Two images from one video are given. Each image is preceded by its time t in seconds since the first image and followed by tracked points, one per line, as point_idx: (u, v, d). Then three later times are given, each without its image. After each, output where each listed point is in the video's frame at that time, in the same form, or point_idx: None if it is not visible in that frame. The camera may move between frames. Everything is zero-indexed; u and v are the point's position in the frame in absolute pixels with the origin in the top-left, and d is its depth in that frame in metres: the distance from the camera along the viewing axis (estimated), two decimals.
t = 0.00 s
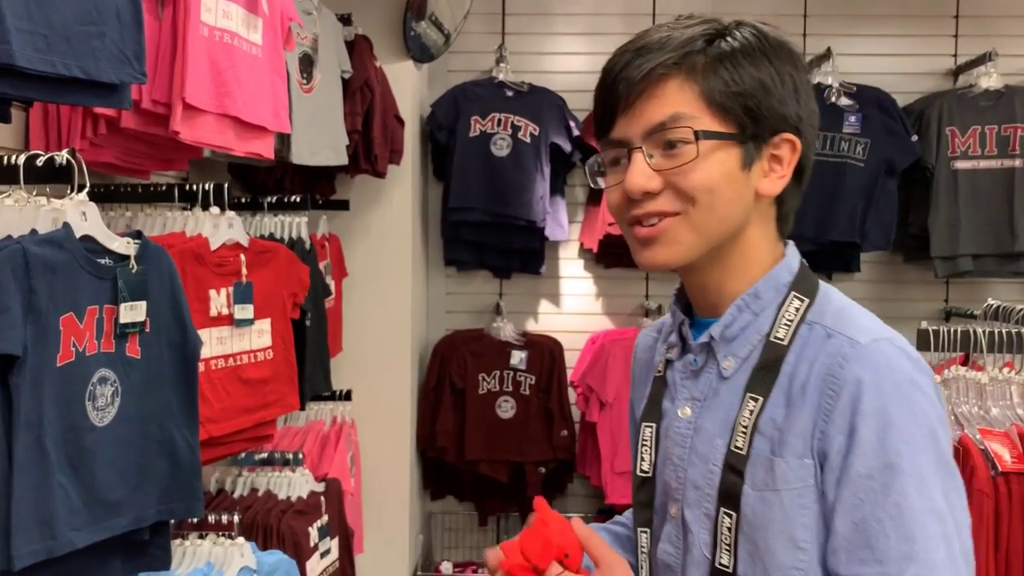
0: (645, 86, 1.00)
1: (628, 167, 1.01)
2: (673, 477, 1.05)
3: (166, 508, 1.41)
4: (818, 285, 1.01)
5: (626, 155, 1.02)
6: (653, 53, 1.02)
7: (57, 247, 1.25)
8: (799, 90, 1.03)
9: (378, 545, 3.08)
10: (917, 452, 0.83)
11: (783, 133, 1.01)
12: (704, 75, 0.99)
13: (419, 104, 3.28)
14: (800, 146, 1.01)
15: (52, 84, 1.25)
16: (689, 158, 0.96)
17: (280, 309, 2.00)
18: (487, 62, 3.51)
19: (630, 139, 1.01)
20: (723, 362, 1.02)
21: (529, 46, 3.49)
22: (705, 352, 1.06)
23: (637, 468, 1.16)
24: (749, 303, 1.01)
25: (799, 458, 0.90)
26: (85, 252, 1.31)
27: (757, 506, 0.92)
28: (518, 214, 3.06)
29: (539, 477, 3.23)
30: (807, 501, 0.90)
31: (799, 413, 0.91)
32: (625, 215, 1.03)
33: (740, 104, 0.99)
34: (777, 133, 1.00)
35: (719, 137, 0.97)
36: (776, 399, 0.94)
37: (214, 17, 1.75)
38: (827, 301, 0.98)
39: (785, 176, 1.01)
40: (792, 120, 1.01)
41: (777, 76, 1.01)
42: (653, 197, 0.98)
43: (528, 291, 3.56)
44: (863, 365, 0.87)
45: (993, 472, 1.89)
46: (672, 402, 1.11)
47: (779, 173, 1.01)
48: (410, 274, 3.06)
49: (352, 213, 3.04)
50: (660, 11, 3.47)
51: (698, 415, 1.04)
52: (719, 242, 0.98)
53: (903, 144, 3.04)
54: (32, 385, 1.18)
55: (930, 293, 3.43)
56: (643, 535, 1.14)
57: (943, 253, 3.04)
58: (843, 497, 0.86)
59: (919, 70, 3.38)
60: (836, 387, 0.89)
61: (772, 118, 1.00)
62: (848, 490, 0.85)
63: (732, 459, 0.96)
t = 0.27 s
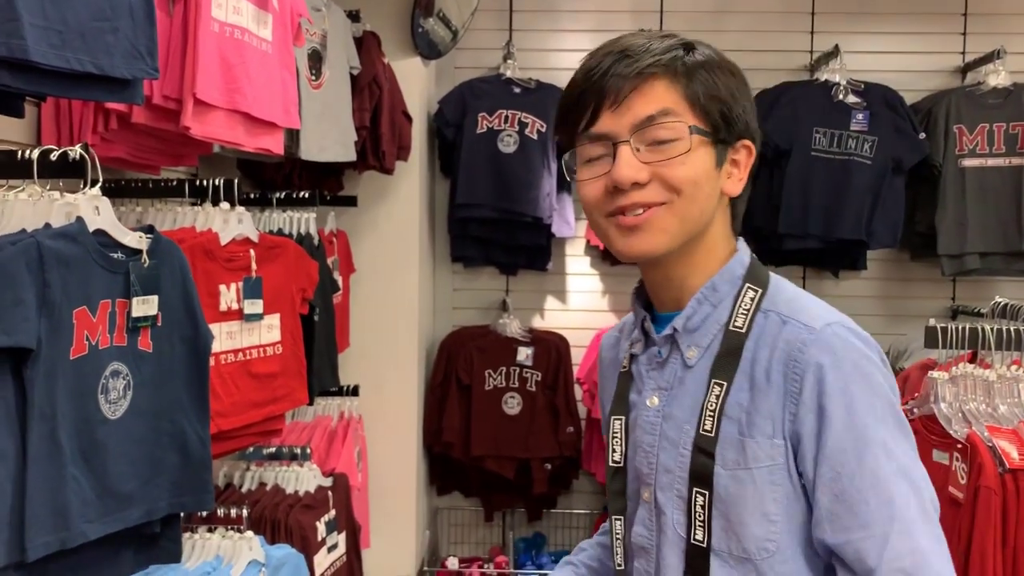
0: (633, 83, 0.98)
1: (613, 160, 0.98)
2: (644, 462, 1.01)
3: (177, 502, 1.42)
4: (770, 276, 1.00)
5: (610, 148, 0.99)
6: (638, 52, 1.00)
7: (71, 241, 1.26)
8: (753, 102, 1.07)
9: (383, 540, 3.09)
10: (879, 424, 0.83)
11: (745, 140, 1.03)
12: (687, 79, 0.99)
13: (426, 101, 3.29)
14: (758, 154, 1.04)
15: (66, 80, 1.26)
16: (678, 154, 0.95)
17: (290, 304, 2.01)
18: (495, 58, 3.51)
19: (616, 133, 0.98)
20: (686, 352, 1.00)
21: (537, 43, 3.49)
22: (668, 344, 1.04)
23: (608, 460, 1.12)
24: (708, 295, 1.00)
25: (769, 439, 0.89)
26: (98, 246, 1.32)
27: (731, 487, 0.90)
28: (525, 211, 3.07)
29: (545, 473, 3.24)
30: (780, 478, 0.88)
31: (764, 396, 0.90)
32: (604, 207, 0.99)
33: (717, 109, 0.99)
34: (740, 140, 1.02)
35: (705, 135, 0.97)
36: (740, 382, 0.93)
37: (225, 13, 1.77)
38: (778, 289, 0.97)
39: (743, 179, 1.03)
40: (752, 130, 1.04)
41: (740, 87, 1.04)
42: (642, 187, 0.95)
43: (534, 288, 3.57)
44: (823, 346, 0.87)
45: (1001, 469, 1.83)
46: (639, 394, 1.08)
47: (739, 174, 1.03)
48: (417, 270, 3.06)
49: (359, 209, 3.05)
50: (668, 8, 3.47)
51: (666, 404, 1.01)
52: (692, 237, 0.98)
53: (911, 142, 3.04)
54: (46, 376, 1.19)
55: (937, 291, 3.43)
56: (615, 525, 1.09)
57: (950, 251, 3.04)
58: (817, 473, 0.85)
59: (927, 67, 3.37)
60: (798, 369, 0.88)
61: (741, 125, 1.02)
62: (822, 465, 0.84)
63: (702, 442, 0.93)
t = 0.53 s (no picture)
0: (628, 91, 1.02)
1: (613, 165, 1.00)
2: (653, 459, 1.03)
3: (189, 497, 1.43)
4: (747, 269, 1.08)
5: (605, 154, 1.01)
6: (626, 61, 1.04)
7: (84, 238, 1.27)
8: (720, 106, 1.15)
9: (391, 537, 3.11)
10: (885, 395, 0.96)
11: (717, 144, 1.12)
12: (674, 85, 1.04)
13: (434, 100, 3.30)
14: (726, 155, 1.13)
15: (79, 79, 1.27)
16: (676, 157, 1.00)
17: (299, 301, 2.02)
18: (503, 57, 3.52)
19: (612, 139, 1.01)
20: (688, 347, 1.04)
21: (544, 42, 3.50)
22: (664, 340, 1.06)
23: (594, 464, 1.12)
24: (702, 290, 1.05)
25: (791, 418, 0.96)
26: (111, 244, 1.34)
27: (759, 467, 0.97)
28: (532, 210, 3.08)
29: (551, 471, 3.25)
30: (801, 453, 0.96)
31: (781, 379, 0.97)
32: (603, 212, 1.01)
33: (699, 114, 1.06)
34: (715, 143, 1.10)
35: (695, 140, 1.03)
36: (750, 370, 1.00)
37: (235, 12, 1.78)
38: (759, 279, 1.06)
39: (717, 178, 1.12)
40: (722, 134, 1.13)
41: (712, 95, 1.12)
42: (643, 191, 0.98)
43: (540, 286, 3.58)
44: (836, 329, 0.97)
45: (1008, 468, 1.84)
46: (628, 393, 1.09)
47: (713, 175, 1.12)
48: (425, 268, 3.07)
49: (367, 208, 3.07)
50: (675, 8, 3.47)
51: (672, 400, 1.03)
52: (688, 236, 1.03)
53: (918, 141, 3.04)
54: (60, 372, 1.20)
55: (944, 290, 3.42)
56: (614, 527, 1.11)
57: (958, 250, 3.04)
58: (843, 443, 0.95)
59: (935, 66, 3.37)
60: (816, 350, 0.96)
61: (717, 129, 1.10)
62: (850, 436, 0.94)
63: (722, 430, 0.99)
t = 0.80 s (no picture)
0: (660, 89, 1.00)
1: (642, 164, 0.98)
2: (677, 454, 1.01)
3: (194, 495, 1.44)
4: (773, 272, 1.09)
5: (635, 152, 1.00)
6: (658, 57, 1.02)
7: (90, 238, 1.28)
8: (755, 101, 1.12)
9: (395, 536, 3.11)
10: (917, 398, 0.97)
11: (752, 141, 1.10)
12: (708, 82, 1.02)
13: (438, 100, 3.30)
14: (761, 151, 1.11)
15: (84, 79, 1.28)
16: (707, 156, 0.98)
17: (303, 300, 2.03)
18: (506, 58, 3.52)
19: (643, 138, 0.99)
20: (719, 342, 1.02)
21: (548, 43, 3.51)
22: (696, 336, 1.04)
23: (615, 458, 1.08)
24: (735, 287, 1.03)
25: (824, 417, 0.96)
26: (117, 244, 1.35)
27: (788, 465, 0.95)
28: (536, 210, 3.08)
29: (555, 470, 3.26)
30: (833, 453, 0.95)
31: (817, 377, 0.97)
32: (631, 211, 0.99)
33: (734, 111, 1.04)
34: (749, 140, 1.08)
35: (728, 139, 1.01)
36: (783, 368, 0.99)
37: (240, 13, 1.78)
38: (788, 282, 1.06)
39: (751, 175, 1.10)
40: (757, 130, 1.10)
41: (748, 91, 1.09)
42: (673, 191, 0.96)
43: (544, 286, 3.58)
44: (875, 330, 0.98)
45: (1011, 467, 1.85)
46: (654, 386, 1.06)
47: (748, 172, 1.09)
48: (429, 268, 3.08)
49: (371, 208, 3.07)
50: (678, 8, 3.47)
51: (701, 395, 1.01)
52: (717, 236, 1.01)
53: (922, 141, 3.04)
54: (66, 371, 1.21)
55: (948, 290, 3.42)
56: (630, 521, 1.05)
57: (962, 250, 3.04)
58: (881, 442, 0.95)
59: (938, 66, 3.37)
60: (856, 350, 0.97)
61: (751, 126, 1.07)
62: (889, 435, 0.94)
63: (754, 428, 0.97)
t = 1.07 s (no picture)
0: (727, 79, 1.03)
1: (701, 152, 1.01)
2: (710, 460, 1.03)
3: (190, 494, 1.45)
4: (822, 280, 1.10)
5: (693, 139, 1.03)
6: (726, 48, 1.06)
7: (85, 238, 1.28)
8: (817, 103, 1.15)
9: (392, 536, 3.12)
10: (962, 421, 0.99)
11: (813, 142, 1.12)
12: (774, 77, 1.05)
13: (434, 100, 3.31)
14: (819, 155, 1.13)
15: (79, 80, 1.28)
16: (768, 150, 1.01)
17: (299, 300, 2.04)
18: (501, 58, 3.53)
19: (702, 125, 1.02)
20: (763, 348, 1.04)
21: (543, 43, 3.51)
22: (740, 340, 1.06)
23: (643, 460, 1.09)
24: (783, 293, 1.05)
25: (868, 433, 0.97)
26: (112, 244, 1.35)
27: (827, 479, 0.97)
28: (531, 210, 3.09)
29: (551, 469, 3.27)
30: (873, 470, 0.97)
31: (865, 391, 0.98)
32: (685, 198, 1.02)
33: (799, 110, 1.07)
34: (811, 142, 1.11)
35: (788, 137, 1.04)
36: (827, 379, 1.00)
37: (235, 14, 1.79)
38: (837, 292, 1.08)
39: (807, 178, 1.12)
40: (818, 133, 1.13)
41: (812, 91, 1.12)
42: (729, 182, 0.99)
43: (540, 286, 3.59)
44: (926, 349, 0.99)
45: (1002, 465, 1.86)
46: (689, 390, 1.07)
47: (805, 175, 1.11)
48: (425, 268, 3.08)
49: (367, 208, 3.08)
50: (674, 8, 3.48)
51: (739, 401, 1.03)
52: (771, 233, 1.03)
53: (916, 140, 3.05)
54: (61, 371, 1.22)
55: (943, 289, 3.43)
56: (655, 525, 1.06)
57: (956, 249, 3.05)
58: (924, 464, 0.97)
59: (932, 66, 3.38)
60: (906, 367, 0.98)
61: (813, 127, 1.10)
62: (933, 458, 0.96)
63: (792, 437, 0.99)
